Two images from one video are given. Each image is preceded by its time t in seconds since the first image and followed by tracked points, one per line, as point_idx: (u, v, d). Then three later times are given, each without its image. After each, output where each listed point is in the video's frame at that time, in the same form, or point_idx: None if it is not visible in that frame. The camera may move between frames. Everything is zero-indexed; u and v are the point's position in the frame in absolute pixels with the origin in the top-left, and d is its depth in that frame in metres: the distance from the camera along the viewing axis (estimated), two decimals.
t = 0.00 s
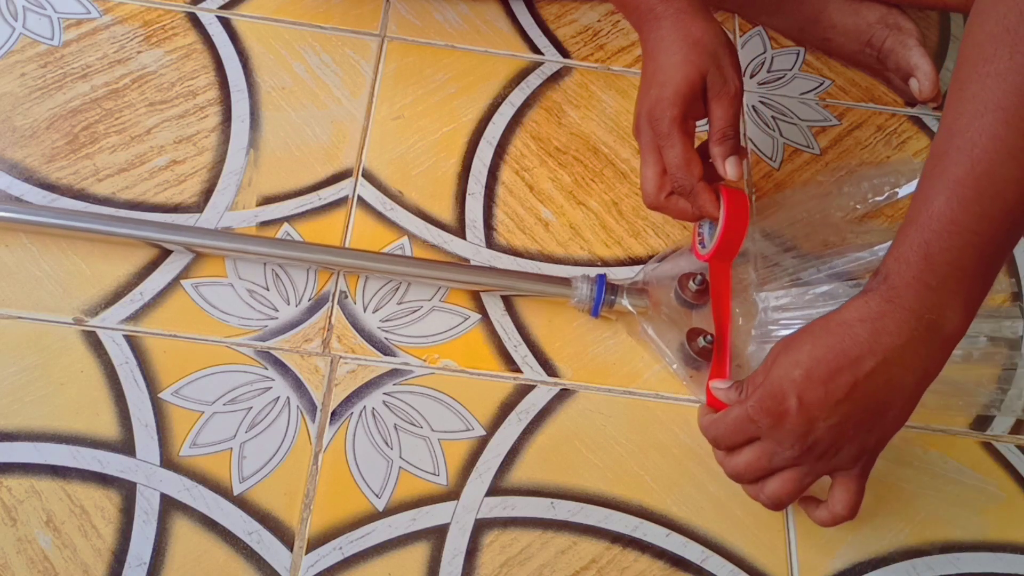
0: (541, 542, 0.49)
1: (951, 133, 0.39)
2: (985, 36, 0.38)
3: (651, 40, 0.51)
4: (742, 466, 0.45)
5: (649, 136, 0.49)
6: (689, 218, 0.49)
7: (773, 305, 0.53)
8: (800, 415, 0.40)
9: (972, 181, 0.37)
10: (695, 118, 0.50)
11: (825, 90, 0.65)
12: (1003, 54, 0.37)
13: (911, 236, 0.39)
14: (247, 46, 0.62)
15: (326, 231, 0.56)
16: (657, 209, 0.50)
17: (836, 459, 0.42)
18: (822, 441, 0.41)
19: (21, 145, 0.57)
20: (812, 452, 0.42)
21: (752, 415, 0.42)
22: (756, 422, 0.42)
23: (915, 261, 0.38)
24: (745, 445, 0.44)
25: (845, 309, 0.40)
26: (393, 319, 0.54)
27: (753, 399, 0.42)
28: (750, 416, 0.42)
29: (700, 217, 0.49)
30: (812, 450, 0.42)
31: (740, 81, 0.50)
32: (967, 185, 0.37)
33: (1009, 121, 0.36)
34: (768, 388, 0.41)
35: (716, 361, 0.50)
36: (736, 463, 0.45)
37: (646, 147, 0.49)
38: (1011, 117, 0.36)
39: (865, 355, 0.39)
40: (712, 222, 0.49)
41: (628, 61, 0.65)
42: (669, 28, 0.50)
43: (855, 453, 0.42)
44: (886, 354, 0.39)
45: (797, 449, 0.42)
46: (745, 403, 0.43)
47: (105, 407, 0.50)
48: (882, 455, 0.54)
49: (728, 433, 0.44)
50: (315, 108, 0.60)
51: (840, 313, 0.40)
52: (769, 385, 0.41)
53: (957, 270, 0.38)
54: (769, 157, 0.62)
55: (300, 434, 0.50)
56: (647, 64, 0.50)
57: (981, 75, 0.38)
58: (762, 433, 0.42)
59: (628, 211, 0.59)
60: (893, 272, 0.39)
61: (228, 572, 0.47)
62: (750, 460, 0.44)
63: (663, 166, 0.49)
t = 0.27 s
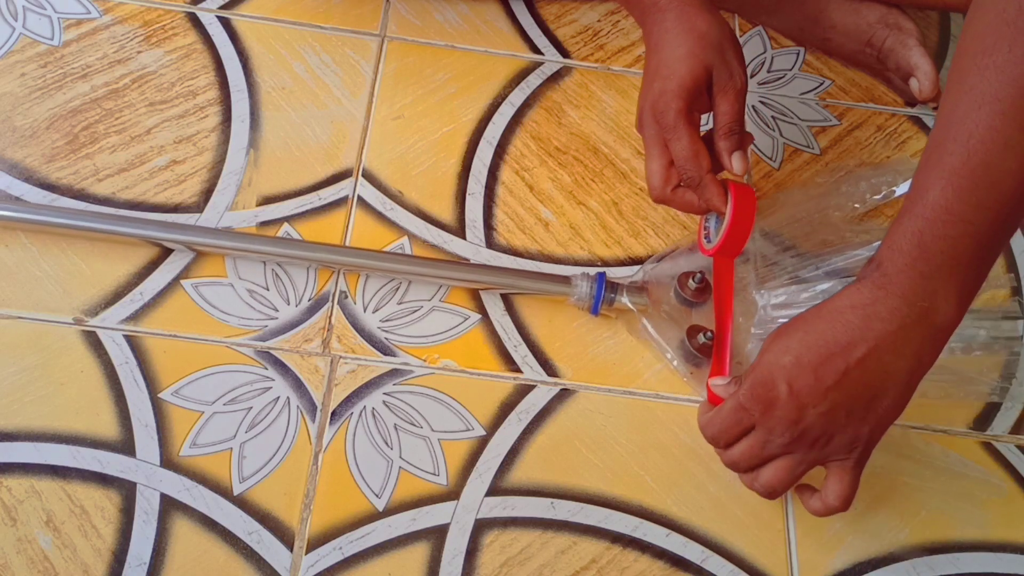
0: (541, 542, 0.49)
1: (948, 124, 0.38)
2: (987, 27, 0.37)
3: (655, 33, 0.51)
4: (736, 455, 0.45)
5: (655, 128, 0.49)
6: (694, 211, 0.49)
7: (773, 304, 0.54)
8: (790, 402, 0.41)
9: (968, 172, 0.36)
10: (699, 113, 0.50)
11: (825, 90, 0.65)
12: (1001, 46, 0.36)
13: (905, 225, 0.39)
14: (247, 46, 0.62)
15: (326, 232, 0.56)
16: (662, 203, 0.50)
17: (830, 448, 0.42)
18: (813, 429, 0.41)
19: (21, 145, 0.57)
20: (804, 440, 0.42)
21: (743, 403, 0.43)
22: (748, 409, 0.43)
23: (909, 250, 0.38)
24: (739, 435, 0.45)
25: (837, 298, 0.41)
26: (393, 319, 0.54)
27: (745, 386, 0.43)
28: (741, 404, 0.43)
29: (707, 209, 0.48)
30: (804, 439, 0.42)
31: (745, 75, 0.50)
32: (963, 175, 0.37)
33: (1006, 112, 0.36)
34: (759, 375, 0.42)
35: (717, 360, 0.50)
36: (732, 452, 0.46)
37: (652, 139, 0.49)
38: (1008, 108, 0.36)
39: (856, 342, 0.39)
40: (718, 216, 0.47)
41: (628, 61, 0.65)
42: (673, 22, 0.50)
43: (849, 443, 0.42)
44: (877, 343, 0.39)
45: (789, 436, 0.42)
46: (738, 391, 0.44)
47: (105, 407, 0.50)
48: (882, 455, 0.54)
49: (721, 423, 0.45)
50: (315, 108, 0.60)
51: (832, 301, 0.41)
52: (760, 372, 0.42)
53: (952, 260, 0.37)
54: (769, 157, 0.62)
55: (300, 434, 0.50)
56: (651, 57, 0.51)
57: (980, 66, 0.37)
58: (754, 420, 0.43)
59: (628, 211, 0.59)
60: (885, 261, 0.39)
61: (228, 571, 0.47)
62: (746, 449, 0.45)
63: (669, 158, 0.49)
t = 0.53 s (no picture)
0: (541, 542, 0.49)
1: (947, 117, 0.38)
2: (987, 21, 0.37)
3: (659, 17, 0.52)
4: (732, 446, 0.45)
5: (657, 111, 0.49)
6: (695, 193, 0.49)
7: (763, 295, 0.54)
8: (786, 394, 0.41)
9: (967, 165, 0.36)
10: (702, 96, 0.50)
11: (825, 90, 0.65)
12: (1001, 41, 0.36)
13: (903, 217, 0.39)
14: (247, 46, 0.62)
15: (326, 232, 0.56)
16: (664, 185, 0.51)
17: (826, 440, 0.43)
18: (809, 420, 0.41)
19: (21, 145, 0.57)
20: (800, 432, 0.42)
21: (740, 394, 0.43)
22: (744, 401, 0.43)
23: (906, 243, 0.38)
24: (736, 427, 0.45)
25: (835, 289, 0.40)
26: (393, 319, 0.54)
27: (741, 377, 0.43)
28: (737, 395, 0.43)
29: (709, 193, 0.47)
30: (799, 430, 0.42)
31: (752, 58, 0.50)
32: (962, 169, 0.37)
33: (1005, 106, 0.35)
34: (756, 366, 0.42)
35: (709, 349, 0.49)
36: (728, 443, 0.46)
37: (654, 121, 0.50)
38: (1007, 102, 0.35)
39: (853, 334, 0.39)
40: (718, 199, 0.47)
41: (628, 61, 0.65)
42: (677, 5, 0.51)
43: (844, 435, 0.42)
44: (874, 335, 0.39)
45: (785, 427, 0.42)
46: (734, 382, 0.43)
47: (105, 407, 0.50)
48: (882, 455, 0.54)
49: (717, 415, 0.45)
50: (315, 108, 0.60)
51: (830, 293, 0.41)
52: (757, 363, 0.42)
53: (949, 253, 0.37)
54: (769, 157, 0.62)
55: (300, 434, 0.50)
56: (654, 41, 0.51)
57: (980, 59, 0.37)
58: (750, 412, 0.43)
59: (628, 211, 0.59)
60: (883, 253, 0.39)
61: (228, 572, 0.47)
62: (741, 438, 0.45)
63: (671, 140, 0.49)
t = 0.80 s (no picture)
0: (541, 542, 0.49)
1: (949, 120, 0.38)
2: (986, 23, 0.37)
3: (654, 20, 0.51)
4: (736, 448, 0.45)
5: (650, 116, 0.49)
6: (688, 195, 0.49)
7: (763, 294, 0.54)
8: (794, 400, 0.41)
9: (971, 169, 0.36)
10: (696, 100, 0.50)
11: (825, 90, 0.65)
12: (1003, 44, 0.36)
13: (908, 221, 0.38)
14: (247, 46, 0.62)
15: (326, 232, 0.56)
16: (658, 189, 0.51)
17: (830, 442, 0.43)
18: (815, 424, 0.42)
19: (21, 144, 0.57)
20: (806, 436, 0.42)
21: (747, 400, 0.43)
22: (751, 406, 0.42)
23: (911, 247, 0.38)
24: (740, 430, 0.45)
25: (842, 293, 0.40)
26: (393, 319, 0.54)
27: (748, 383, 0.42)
28: (744, 401, 0.43)
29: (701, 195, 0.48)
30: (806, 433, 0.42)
31: (744, 64, 0.50)
32: (966, 174, 0.36)
33: (1008, 111, 0.35)
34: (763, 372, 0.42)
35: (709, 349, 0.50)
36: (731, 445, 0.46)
37: (648, 126, 0.49)
38: (1009, 107, 0.35)
39: (861, 340, 0.39)
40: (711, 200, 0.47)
41: (628, 61, 0.65)
42: (672, 8, 0.50)
43: (848, 437, 0.43)
44: (881, 340, 0.39)
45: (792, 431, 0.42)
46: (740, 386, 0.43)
47: (105, 407, 0.50)
48: (881, 456, 0.54)
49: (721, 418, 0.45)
50: (315, 108, 0.60)
51: (836, 297, 0.40)
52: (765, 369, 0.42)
53: (954, 258, 0.37)
54: (769, 156, 0.62)
55: (300, 434, 0.50)
56: (649, 45, 0.51)
57: (982, 61, 0.37)
58: (757, 417, 0.43)
59: (628, 211, 0.59)
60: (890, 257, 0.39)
61: (228, 572, 0.47)
62: (745, 441, 0.45)
63: (664, 144, 0.49)
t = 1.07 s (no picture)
0: (541, 542, 0.49)
1: (947, 122, 0.38)
2: (985, 25, 0.37)
3: (646, 26, 0.51)
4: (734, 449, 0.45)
5: (640, 125, 0.49)
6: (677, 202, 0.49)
7: (763, 294, 0.54)
8: (794, 399, 0.40)
9: (970, 170, 0.36)
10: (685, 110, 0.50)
11: (825, 90, 0.65)
12: (1002, 45, 0.36)
13: (908, 222, 0.39)
14: (247, 46, 0.62)
15: (326, 232, 0.56)
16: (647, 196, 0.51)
17: (828, 443, 0.43)
18: (814, 424, 0.41)
19: (21, 145, 0.57)
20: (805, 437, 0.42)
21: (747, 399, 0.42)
22: (750, 406, 0.42)
23: (911, 248, 0.38)
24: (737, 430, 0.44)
25: (842, 294, 0.40)
26: (393, 319, 0.54)
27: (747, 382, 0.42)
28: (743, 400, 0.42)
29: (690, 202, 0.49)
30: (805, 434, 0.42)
31: (733, 75, 0.50)
32: (965, 175, 0.36)
33: (1006, 113, 0.35)
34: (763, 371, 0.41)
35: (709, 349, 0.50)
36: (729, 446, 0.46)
37: (637, 135, 0.50)
38: (1008, 108, 0.35)
39: (860, 339, 0.39)
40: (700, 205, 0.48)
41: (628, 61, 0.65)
42: (663, 17, 0.50)
43: (845, 438, 0.42)
44: (880, 340, 0.39)
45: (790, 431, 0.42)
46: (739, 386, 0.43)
47: (105, 408, 0.50)
48: (881, 456, 0.54)
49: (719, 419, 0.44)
50: (315, 108, 0.60)
51: (836, 296, 0.40)
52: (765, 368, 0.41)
53: (953, 259, 0.37)
54: (769, 156, 0.62)
55: (300, 434, 0.50)
56: (639, 53, 0.51)
57: (980, 64, 0.37)
58: (756, 416, 0.42)
59: (628, 211, 0.59)
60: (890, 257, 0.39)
61: (228, 571, 0.47)
62: (744, 441, 0.45)
63: (654, 153, 0.49)
